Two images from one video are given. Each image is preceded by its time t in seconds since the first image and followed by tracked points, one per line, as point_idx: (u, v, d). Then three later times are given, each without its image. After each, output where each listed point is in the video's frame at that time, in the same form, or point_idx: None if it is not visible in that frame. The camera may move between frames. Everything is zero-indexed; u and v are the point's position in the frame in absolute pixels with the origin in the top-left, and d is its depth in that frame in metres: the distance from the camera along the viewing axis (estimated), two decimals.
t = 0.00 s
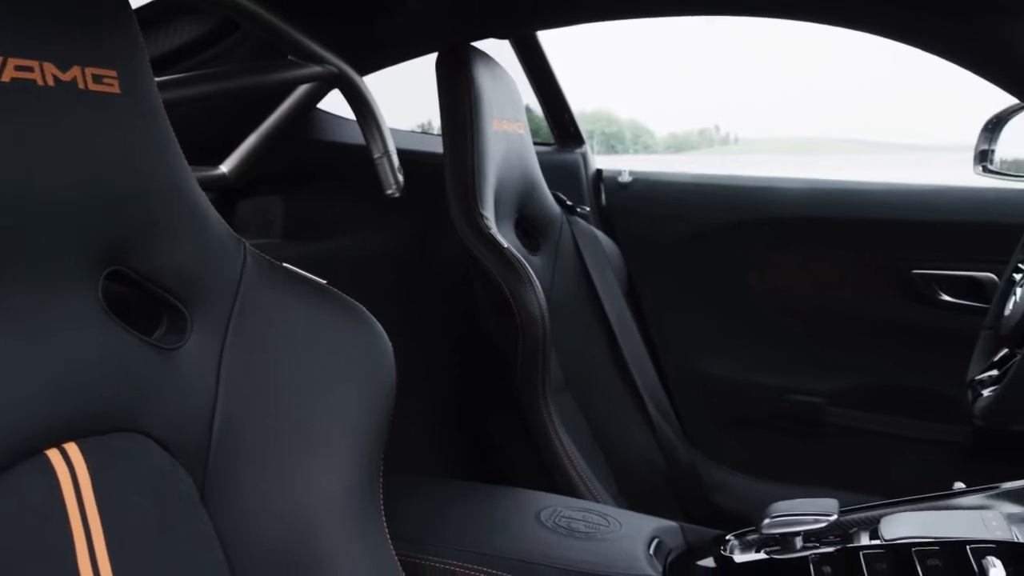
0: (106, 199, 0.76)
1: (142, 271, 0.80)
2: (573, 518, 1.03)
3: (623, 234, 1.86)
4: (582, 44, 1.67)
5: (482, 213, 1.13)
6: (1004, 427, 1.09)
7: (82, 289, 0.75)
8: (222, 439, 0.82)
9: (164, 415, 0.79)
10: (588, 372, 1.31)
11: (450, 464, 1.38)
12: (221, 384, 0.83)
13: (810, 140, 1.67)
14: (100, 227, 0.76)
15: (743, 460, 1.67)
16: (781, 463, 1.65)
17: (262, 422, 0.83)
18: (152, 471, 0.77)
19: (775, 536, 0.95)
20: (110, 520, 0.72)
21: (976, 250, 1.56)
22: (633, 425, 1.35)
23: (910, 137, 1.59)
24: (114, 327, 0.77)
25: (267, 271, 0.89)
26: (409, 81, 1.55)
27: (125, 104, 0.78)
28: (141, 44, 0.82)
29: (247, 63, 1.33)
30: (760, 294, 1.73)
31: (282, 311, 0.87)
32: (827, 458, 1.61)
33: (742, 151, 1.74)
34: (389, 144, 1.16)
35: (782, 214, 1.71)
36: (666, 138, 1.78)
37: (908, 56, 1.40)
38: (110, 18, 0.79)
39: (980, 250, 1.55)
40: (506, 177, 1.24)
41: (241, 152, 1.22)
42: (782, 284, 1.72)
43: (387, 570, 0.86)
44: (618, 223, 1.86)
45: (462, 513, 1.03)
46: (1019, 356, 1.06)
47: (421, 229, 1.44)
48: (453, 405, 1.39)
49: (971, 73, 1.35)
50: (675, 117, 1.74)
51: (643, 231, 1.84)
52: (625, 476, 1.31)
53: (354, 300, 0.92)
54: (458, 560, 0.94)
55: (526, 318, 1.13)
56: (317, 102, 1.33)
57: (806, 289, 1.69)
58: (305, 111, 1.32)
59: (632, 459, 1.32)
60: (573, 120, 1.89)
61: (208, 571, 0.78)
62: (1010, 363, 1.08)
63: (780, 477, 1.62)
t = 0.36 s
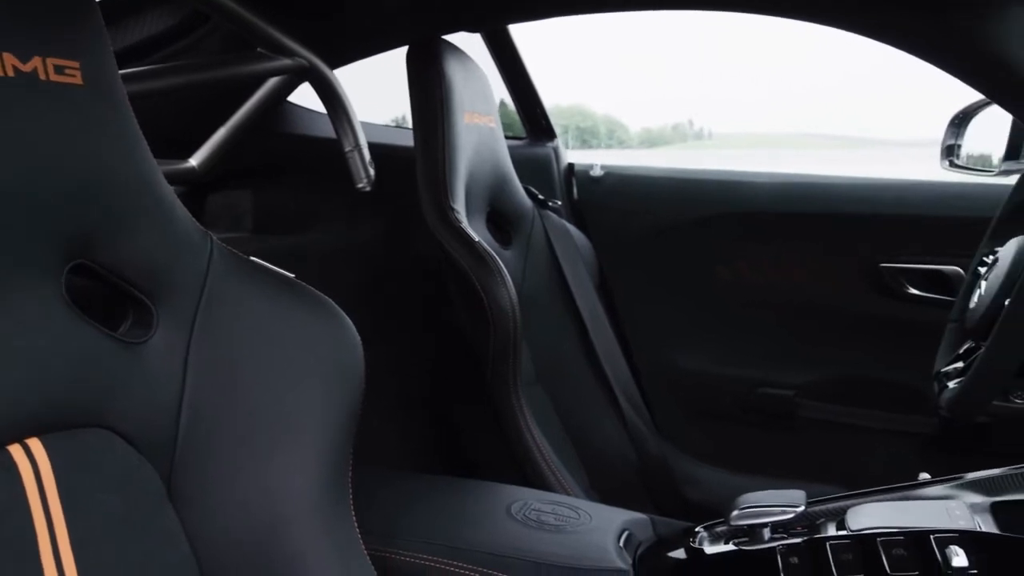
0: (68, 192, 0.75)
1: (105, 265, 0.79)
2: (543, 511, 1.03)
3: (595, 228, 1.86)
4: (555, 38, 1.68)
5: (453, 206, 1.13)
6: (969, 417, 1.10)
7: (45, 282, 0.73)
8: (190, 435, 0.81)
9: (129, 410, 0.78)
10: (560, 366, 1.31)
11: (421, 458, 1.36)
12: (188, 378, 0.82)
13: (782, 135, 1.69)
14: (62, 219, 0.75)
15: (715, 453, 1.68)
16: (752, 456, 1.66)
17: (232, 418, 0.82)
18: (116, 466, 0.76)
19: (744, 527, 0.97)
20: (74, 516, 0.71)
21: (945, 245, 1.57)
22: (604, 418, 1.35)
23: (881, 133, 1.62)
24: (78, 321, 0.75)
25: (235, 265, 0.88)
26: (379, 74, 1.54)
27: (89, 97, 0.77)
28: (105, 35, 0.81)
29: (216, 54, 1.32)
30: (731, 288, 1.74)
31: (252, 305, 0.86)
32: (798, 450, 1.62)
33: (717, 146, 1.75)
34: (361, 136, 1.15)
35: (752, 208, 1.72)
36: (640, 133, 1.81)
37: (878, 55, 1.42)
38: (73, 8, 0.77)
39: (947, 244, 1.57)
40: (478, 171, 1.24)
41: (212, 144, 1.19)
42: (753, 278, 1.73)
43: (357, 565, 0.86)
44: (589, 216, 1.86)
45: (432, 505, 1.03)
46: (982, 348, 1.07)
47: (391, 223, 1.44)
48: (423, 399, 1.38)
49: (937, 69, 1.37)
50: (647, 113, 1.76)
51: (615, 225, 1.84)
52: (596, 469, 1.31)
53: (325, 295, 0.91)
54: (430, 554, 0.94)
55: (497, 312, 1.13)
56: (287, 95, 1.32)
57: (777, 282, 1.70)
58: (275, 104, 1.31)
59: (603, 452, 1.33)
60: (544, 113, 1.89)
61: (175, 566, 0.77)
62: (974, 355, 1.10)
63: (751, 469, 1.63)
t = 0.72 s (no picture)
0: (27, 182, 0.73)
1: (69, 258, 0.77)
2: (513, 504, 1.03)
3: (567, 222, 1.85)
4: (528, 31, 1.67)
5: (423, 199, 1.13)
6: (933, 407, 1.08)
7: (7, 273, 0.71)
8: (154, 431, 0.79)
9: (93, 404, 0.76)
10: (531, 359, 1.31)
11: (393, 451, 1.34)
12: (153, 370, 0.81)
13: (757, 129, 1.70)
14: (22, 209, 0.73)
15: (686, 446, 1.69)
16: (723, 448, 1.67)
17: (198, 412, 0.81)
18: (80, 462, 0.74)
19: (712, 518, 0.98)
20: (37, 514, 0.69)
21: (911, 238, 1.59)
22: (574, 410, 1.35)
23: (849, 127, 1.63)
24: (40, 312, 0.73)
25: (199, 257, 0.87)
26: (349, 66, 1.54)
27: (49, 86, 0.76)
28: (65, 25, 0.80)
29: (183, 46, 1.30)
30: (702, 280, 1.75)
31: (217, 297, 0.85)
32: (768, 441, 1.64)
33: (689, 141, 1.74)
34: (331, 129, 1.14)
35: (722, 201, 1.73)
36: (613, 126, 1.80)
37: (848, 47, 1.43)
38: None
39: (914, 237, 1.59)
40: (448, 164, 1.23)
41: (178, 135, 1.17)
42: (723, 271, 1.73)
43: (325, 560, 0.85)
44: (561, 209, 1.86)
45: (402, 498, 1.02)
46: (946, 339, 1.09)
47: (362, 216, 1.43)
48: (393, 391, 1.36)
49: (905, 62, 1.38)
50: (619, 105, 1.76)
51: (587, 218, 1.84)
52: (566, 461, 1.32)
53: (291, 288, 0.91)
54: (400, 547, 0.94)
55: (466, 304, 1.13)
56: (256, 87, 1.31)
57: (747, 275, 1.71)
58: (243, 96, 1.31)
59: (573, 444, 1.33)
60: (515, 106, 1.88)
61: (143, 565, 0.76)
62: (938, 346, 1.11)
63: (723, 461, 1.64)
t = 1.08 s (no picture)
0: None
1: (32, 251, 0.75)
2: (482, 496, 1.03)
3: (538, 214, 1.85)
4: (501, 23, 1.67)
5: (393, 191, 1.12)
6: (897, 397, 1.07)
7: None
8: (118, 429, 0.78)
9: (55, 399, 0.74)
10: (502, 351, 1.31)
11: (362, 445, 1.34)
12: (117, 364, 0.79)
13: (729, 122, 1.71)
14: None
15: (657, 438, 1.69)
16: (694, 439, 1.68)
17: (162, 411, 0.79)
18: (42, 458, 0.72)
19: (680, 509, 0.98)
20: None
21: (880, 230, 1.60)
22: (545, 402, 1.35)
23: (818, 120, 1.64)
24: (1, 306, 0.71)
25: (165, 249, 0.85)
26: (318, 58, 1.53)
27: (10, 76, 0.73)
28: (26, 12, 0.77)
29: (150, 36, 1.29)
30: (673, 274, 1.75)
31: (182, 292, 0.83)
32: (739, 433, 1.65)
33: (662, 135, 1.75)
34: (301, 121, 1.13)
35: (693, 194, 1.73)
36: (587, 120, 1.81)
37: (818, 41, 1.44)
38: None
39: (882, 230, 1.60)
40: (418, 157, 1.23)
41: (145, 126, 1.15)
42: (694, 264, 1.74)
43: (296, 556, 0.83)
44: (531, 202, 1.85)
45: (371, 491, 1.02)
46: (912, 331, 1.10)
47: (332, 209, 1.42)
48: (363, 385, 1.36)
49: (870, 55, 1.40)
50: (592, 98, 1.77)
51: (558, 210, 1.83)
52: (537, 453, 1.32)
53: (258, 279, 0.88)
54: (369, 540, 0.94)
55: (436, 298, 1.13)
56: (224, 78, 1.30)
57: (718, 268, 1.72)
58: (212, 88, 1.29)
59: (544, 436, 1.33)
60: (487, 99, 1.87)
61: (107, 559, 0.75)
62: (904, 338, 1.12)
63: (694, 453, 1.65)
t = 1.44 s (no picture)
0: None
1: None
2: (453, 490, 1.03)
3: (510, 208, 1.84)
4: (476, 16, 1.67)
5: (364, 184, 1.12)
6: (866, 390, 1.07)
7: None
8: (84, 424, 0.76)
9: (23, 395, 0.72)
10: (475, 344, 1.31)
11: (333, 441, 1.33)
12: (84, 358, 0.77)
13: (704, 117, 1.72)
14: None
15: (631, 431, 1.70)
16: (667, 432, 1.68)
17: (132, 407, 0.78)
18: (11, 456, 0.70)
19: (651, 501, 0.98)
20: None
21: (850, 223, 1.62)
22: (518, 396, 1.35)
23: (789, 115, 1.65)
24: None
25: (131, 243, 0.83)
26: (289, 50, 1.51)
27: None
28: None
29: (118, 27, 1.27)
30: (646, 267, 1.76)
31: (152, 286, 0.82)
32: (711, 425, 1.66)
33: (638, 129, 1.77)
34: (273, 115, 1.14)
35: (665, 187, 1.73)
36: (563, 115, 1.82)
37: (792, 35, 1.44)
38: None
39: (851, 224, 1.62)
40: (391, 150, 1.23)
41: (115, 119, 1.14)
42: (668, 258, 1.74)
43: (266, 552, 0.83)
44: (503, 195, 1.84)
45: (342, 486, 1.02)
46: (881, 324, 1.11)
47: (303, 202, 1.42)
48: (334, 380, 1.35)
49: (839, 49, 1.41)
50: (567, 92, 1.77)
51: (531, 204, 1.82)
52: (510, 446, 1.32)
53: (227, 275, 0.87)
54: (339, 534, 0.93)
55: (408, 291, 1.13)
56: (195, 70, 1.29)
57: (690, 262, 1.73)
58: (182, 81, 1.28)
59: (517, 430, 1.33)
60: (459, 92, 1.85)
61: (76, 558, 0.73)
62: (873, 331, 1.13)
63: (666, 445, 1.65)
